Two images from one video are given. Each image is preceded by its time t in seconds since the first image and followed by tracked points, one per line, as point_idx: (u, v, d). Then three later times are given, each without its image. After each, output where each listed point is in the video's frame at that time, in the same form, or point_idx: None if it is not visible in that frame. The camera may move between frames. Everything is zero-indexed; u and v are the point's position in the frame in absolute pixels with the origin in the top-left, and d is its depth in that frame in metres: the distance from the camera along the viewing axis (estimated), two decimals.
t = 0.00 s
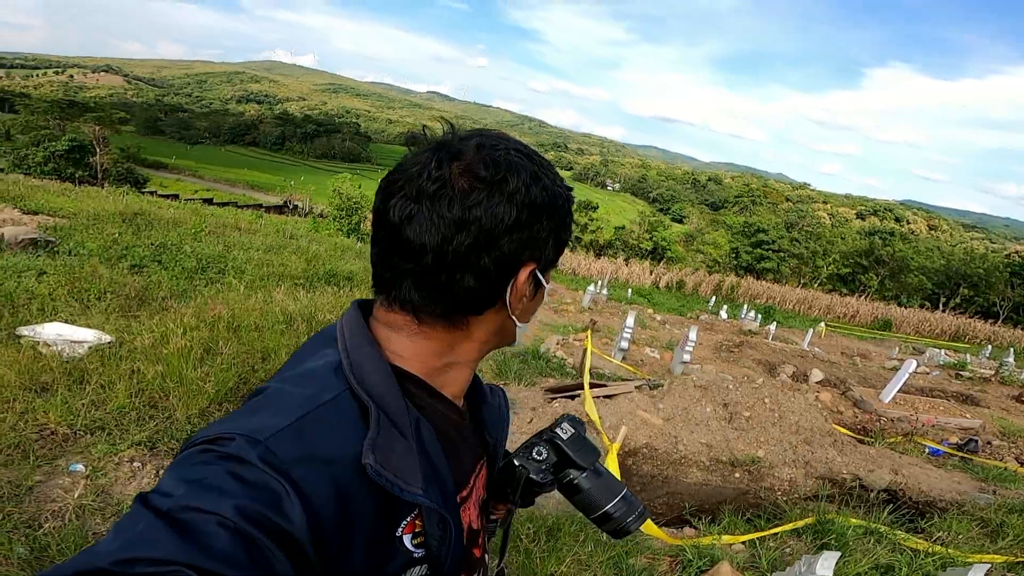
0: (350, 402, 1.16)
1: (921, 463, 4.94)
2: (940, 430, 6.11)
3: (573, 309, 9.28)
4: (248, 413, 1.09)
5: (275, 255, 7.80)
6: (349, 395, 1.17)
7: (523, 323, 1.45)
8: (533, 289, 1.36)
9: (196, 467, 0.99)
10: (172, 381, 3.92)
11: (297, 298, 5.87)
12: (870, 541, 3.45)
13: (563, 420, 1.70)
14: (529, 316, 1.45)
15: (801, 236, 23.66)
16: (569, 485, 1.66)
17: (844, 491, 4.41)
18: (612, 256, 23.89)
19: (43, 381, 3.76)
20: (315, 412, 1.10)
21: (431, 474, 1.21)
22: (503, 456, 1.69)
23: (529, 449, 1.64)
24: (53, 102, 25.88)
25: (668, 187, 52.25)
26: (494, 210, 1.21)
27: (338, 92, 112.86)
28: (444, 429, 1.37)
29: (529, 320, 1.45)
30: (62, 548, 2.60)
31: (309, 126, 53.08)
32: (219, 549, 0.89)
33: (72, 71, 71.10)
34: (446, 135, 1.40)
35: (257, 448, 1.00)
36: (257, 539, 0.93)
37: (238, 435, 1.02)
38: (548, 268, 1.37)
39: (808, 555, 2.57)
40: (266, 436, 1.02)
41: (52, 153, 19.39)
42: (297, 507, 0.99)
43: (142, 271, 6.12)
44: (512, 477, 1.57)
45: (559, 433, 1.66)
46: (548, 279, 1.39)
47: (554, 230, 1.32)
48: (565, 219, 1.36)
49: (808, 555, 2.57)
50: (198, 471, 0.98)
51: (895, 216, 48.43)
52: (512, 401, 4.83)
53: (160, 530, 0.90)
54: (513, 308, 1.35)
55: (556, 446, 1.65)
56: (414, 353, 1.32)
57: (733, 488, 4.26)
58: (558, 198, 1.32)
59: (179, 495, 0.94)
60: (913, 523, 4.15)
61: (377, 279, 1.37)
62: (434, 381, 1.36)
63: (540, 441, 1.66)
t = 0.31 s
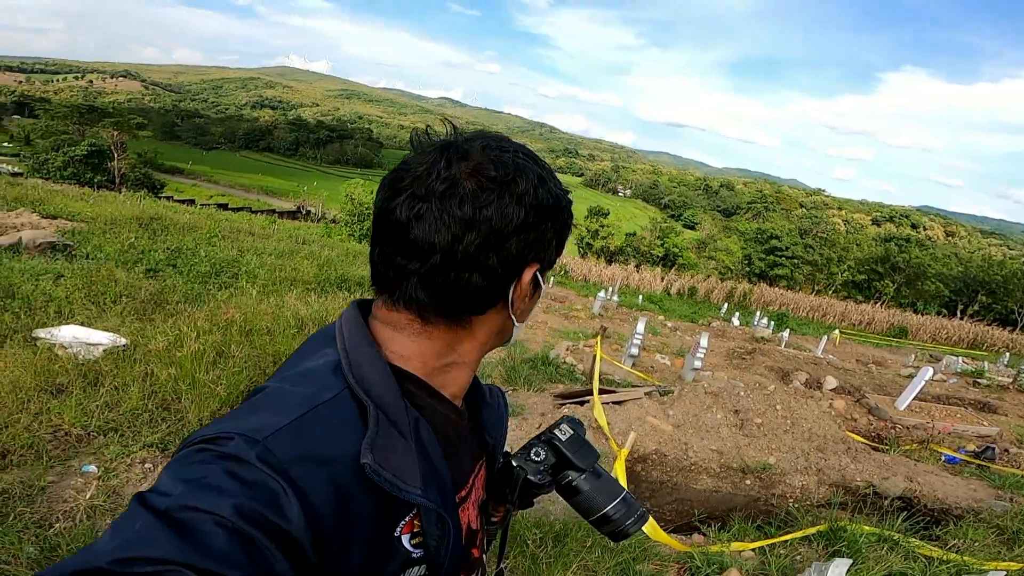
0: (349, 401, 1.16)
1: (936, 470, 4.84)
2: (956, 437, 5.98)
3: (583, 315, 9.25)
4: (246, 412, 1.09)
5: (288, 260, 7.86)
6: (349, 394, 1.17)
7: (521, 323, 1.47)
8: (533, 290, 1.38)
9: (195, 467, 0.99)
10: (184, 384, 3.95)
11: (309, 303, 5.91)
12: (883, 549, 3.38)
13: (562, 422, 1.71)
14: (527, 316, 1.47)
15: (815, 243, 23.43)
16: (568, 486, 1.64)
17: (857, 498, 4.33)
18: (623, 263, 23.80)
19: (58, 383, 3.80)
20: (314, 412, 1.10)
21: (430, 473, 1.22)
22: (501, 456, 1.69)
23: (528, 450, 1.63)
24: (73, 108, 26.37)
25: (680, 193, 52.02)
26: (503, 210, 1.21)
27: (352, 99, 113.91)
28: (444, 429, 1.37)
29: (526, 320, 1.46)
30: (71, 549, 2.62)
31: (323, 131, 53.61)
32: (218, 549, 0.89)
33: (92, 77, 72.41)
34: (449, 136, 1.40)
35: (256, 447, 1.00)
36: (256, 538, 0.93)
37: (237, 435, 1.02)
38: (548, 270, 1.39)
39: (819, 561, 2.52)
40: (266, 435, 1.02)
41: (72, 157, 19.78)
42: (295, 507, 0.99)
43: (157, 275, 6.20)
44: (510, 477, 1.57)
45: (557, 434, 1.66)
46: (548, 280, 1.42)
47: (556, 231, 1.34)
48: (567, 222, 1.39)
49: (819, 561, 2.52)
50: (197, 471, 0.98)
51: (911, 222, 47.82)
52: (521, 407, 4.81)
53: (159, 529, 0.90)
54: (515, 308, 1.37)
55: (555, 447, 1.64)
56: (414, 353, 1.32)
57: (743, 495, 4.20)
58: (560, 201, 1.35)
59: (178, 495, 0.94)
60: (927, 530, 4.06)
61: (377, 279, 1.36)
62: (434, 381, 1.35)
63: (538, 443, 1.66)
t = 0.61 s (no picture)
0: (352, 400, 1.15)
1: (952, 486, 4.68)
2: (975, 454, 5.82)
3: (596, 325, 9.21)
4: (249, 412, 1.08)
5: (305, 263, 7.94)
6: (351, 394, 1.16)
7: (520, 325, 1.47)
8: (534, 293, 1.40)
9: (199, 467, 0.98)
10: (199, 383, 4.00)
11: (323, 305, 5.96)
12: (893, 565, 3.29)
13: (557, 429, 1.69)
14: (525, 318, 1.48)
15: (835, 257, 23.08)
16: (561, 493, 1.62)
17: (868, 513, 4.29)
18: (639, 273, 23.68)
19: (76, 379, 3.87)
20: (319, 411, 1.09)
21: (433, 472, 1.21)
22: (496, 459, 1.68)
23: (521, 454, 1.62)
24: (103, 108, 27.05)
25: (698, 204, 51.71)
26: (514, 215, 1.22)
27: (375, 106, 115.43)
28: (445, 430, 1.36)
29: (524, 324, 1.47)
30: (77, 544, 2.64)
31: (343, 136, 54.30)
32: (221, 549, 0.89)
33: (124, 79, 74.35)
34: (455, 139, 1.39)
35: (262, 447, 0.99)
36: (259, 538, 0.93)
37: (242, 434, 1.01)
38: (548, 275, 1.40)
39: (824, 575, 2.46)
40: (271, 435, 1.01)
41: (101, 157, 20.34)
42: (300, 507, 0.99)
43: (177, 274, 6.30)
44: (502, 482, 1.56)
45: (551, 440, 1.64)
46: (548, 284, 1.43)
47: (560, 237, 1.36)
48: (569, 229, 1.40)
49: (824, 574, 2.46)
50: (201, 470, 0.97)
51: (935, 238, 46.90)
52: (530, 415, 4.78)
53: (163, 530, 0.90)
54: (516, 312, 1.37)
55: (548, 452, 1.62)
56: (416, 353, 1.31)
57: (752, 508, 4.18)
58: (564, 208, 1.36)
59: (182, 495, 0.93)
60: (939, 547, 3.95)
61: (378, 279, 1.35)
62: (434, 381, 1.35)
63: (532, 447, 1.64)
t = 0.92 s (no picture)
0: (350, 405, 1.15)
1: (977, 498, 4.53)
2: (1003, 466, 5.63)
3: (612, 332, 9.14)
4: (248, 416, 1.08)
5: (323, 268, 8.02)
6: (350, 398, 1.15)
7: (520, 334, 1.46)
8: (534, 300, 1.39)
9: (198, 472, 0.97)
10: (217, 385, 4.05)
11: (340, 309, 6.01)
12: None
13: (557, 433, 1.66)
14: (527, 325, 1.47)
15: (858, 265, 22.65)
16: (560, 498, 1.60)
17: (888, 525, 4.12)
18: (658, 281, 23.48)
19: (98, 379, 3.94)
20: (318, 416, 1.08)
21: (431, 477, 1.21)
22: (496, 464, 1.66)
23: (521, 460, 1.60)
24: (132, 112, 27.72)
25: (718, 211, 51.19)
26: (511, 221, 1.21)
27: (396, 114, 116.60)
28: (444, 435, 1.36)
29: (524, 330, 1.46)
30: (91, 543, 2.67)
31: (364, 142, 54.97)
32: (219, 552, 0.89)
33: (153, 87, 76.34)
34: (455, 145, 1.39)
35: (261, 452, 0.99)
36: (257, 541, 0.93)
37: (240, 439, 1.01)
38: (548, 281, 1.39)
39: None
40: (270, 440, 1.01)
41: (129, 162, 20.89)
42: (298, 511, 0.99)
43: (199, 277, 6.42)
44: (501, 487, 1.54)
45: (550, 446, 1.61)
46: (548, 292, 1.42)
47: (559, 244, 1.35)
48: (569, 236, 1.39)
49: None
50: (199, 475, 0.96)
51: (963, 246, 45.80)
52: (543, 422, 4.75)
53: (162, 534, 0.89)
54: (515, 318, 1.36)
55: (547, 458, 1.60)
56: (414, 358, 1.30)
57: (768, 519, 4.03)
58: (564, 213, 1.35)
59: (181, 499, 0.93)
60: (962, 560, 3.81)
61: (378, 284, 1.35)
62: (433, 387, 1.34)
63: (531, 453, 1.62)
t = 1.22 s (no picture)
0: (351, 405, 1.14)
1: (979, 496, 4.54)
2: (1003, 464, 5.64)
3: (610, 334, 9.15)
4: (249, 417, 1.07)
5: (320, 273, 8.01)
6: (351, 399, 1.15)
7: (522, 335, 1.46)
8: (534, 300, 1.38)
9: (198, 472, 0.97)
10: (214, 392, 4.02)
11: (338, 315, 6.01)
12: None
13: (561, 433, 1.65)
14: (530, 326, 1.46)
15: (854, 265, 22.74)
16: (567, 498, 1.59)
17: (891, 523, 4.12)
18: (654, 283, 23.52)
19: (95, 387, 3.92)
20: (319, 417, 1.08)
21: (433, 477, 1.21)
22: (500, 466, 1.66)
23: (526, 459, 1.59)
24: (126, 118, 27.64)
25: (714, 212, 51.35)
26: (504, 219, 1.20)
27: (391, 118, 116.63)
28: (444, 435, 1.35)
29: (525, 331, 1.45)
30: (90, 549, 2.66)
31: (360, 147, 54.99)
32: (219, 552, 0.88)
33: (147, 92, 76.15)
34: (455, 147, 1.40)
35: (261, 452, 0.99)
36: (257, 540, 0.92)
37: (241, 438, 1.01)
38: (548, 280, 1.37)
39: None
40: (270, 440, 1.01)
41: (124, 168, 20.85)
42: (299, 510, 0.98)
43: (195, 283, 6.40)
44: (507, 489, 1.53)
45: (556, 445, 1.60)
46: (549, 293, 1.41)
47: (557, 243, 1.33)
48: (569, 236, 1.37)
49: None
50: (200, 475, 0.96)
51: (958, 244, 46.01)
52: (542, 425, 4.74)
53: (162, 534, 0.89)
54: (514, 317, 1.35)
55: (553, 457, 1.59)
56: (413, 359, 1.30)
57: (769, 518, 4.02)
58: (564, 213, 1.33)
59: (181, 498, 0.92)
60: (966, 557, 3.81)
61: (379, 284, 1.35)
62: (434, 387, 1.34)
63: (536, 452, 1.61)
